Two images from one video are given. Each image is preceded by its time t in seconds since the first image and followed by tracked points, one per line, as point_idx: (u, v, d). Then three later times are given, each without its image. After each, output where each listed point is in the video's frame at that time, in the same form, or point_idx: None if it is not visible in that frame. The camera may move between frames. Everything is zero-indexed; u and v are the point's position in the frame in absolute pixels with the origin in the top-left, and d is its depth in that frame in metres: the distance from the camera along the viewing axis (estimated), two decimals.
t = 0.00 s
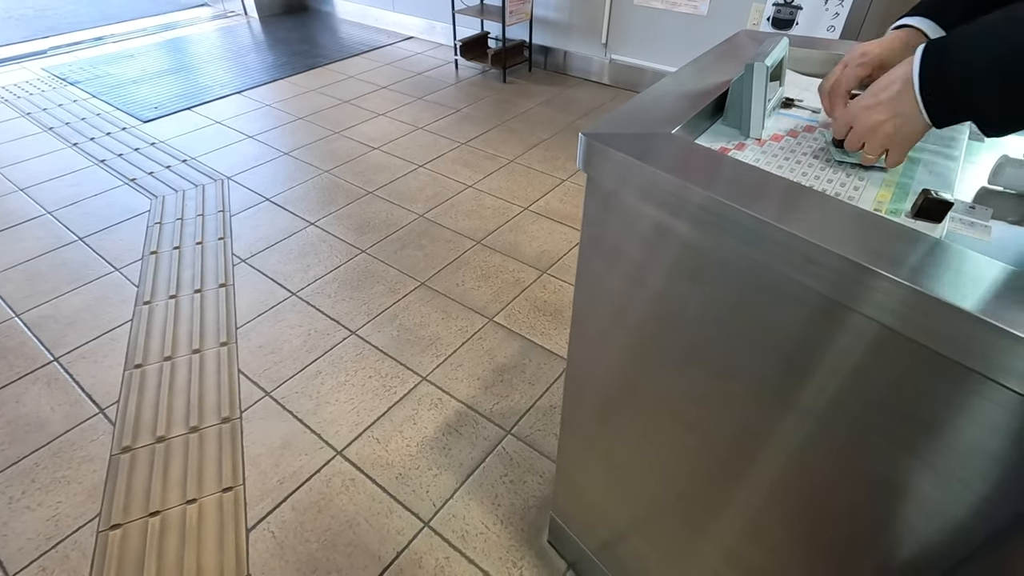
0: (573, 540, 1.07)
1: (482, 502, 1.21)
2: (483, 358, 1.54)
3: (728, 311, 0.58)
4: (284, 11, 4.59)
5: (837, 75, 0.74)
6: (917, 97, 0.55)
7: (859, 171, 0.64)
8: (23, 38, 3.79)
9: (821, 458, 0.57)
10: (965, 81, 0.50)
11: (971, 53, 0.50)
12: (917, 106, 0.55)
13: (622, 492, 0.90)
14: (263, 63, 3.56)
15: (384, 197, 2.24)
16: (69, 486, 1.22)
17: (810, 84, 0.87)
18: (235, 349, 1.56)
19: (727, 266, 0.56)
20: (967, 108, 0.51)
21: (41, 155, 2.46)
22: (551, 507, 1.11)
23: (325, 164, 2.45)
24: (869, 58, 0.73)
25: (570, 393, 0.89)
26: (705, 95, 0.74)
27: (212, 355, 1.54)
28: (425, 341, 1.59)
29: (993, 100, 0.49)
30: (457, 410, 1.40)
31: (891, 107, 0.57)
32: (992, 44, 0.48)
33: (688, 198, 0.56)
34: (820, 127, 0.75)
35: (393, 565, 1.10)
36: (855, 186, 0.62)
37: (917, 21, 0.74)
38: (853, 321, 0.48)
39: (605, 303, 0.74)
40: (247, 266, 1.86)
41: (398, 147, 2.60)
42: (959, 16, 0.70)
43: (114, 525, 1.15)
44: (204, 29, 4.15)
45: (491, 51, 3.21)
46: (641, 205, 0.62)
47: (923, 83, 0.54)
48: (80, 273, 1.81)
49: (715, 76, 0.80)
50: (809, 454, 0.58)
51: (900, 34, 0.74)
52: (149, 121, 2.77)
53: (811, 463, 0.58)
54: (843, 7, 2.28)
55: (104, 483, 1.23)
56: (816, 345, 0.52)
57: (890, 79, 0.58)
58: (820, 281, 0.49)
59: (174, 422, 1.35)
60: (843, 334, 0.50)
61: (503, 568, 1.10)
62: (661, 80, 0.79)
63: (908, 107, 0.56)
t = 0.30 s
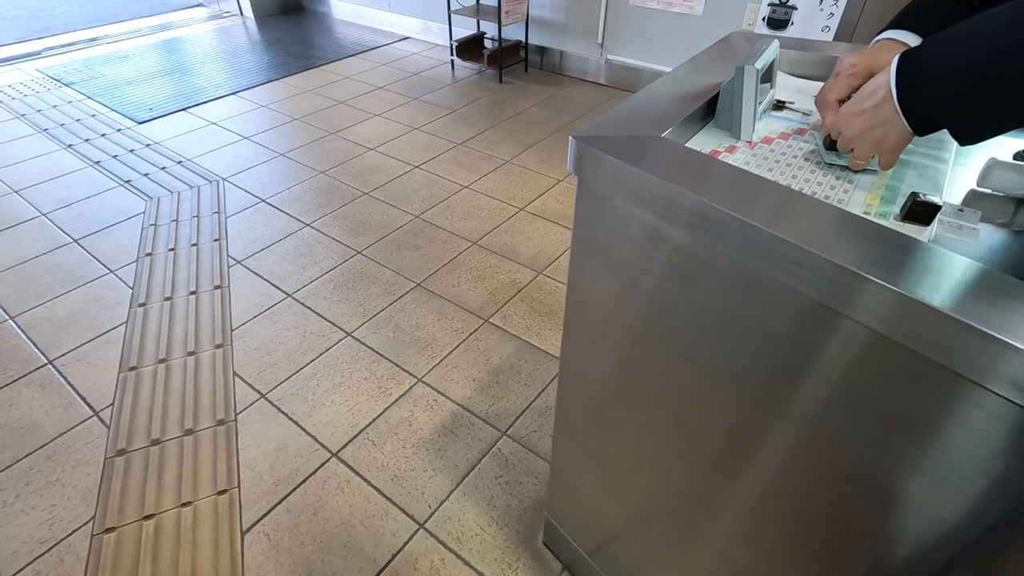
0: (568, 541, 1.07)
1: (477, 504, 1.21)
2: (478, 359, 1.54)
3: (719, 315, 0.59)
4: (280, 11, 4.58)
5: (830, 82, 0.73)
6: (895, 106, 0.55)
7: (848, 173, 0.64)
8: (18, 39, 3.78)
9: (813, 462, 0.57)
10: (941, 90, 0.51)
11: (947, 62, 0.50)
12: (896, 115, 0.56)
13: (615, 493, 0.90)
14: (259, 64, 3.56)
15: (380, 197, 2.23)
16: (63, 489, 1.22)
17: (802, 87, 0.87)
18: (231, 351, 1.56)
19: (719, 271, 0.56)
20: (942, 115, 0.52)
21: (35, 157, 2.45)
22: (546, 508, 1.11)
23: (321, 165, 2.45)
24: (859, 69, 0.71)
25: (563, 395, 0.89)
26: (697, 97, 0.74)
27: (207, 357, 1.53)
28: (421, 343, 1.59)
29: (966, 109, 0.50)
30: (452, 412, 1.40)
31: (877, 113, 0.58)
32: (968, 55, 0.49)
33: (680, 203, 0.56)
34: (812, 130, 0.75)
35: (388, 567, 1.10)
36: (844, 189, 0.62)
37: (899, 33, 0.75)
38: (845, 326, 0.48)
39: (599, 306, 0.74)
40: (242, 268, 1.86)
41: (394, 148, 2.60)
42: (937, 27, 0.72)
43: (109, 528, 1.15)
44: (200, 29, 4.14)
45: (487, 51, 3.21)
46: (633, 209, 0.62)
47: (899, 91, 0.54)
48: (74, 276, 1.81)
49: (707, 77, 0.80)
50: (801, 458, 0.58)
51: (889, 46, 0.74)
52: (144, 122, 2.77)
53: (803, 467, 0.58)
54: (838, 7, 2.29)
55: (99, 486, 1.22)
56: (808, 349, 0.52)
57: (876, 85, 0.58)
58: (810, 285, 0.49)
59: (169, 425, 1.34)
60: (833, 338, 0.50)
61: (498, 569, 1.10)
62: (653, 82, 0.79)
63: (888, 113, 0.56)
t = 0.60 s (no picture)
0: (564, 540, 1.07)
1: (473, 503, 1.21)
2: (475, 359, 1.54)
3: (713, 316, 0.59)
4: (276, 10, 4.57)
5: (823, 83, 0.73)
6: (883, 109, 0.57)
7: (839, 174, 0.65)
8: (13, 39, 3.77)
9: (807, 464, 0.57)
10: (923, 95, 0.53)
11: (929, 67, 0.52)
12: (883, 117, 0.57)
13: (611, 494, 0.90)
14: (255, 63, 3.55)
15: (377, 197, 2.23)
16: (60, 490, 1.22)
17: (795, 87, 0.88)
18: (227, 351, 1.56)
19: (713, 273, 0.56)
20: (928, 118, 0.54)
21: (31, 157, 2.44)
22: (542, 507, 1.11)
23: (318, 164, 2.45)
24: (852, 72, 0.71)
25: (559, 396, 0.89)
26: (690, 97, 0.74)
27: (204, 358, 1.53)
28: (418, 342, 1.59)
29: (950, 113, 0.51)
30: (449, 411, 1.40)
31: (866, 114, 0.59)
32: (948, 61, 0.50)
33: (674, 206, 0.56)
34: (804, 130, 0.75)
35: (385, 567, 1.10)
36: (835, 189, 0.62)
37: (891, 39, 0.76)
38: (838, 328, 0.49)
39: (594, 307, 0.74)
40: (239, 268, 1.86)
41: (391, 147, 2.60)
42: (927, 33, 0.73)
43: (105, 529, 1.15)
44: (196, 29, 4.13)
45: (484, 51, 3.21)
46: (627, 211, 0.62)
47: (887, 96, 0.56)
48: (70, 276, 1.80)
49: (701, 78, 0.80)
50: (795, 459, 0.58)
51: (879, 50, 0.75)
52: (140, 122, 2.76)
53: (797, 468, 0.59)
54: (834, 7, 2.29)
55: (95, 486, 1.22)
56: (802, 350, 0.52)
57: (864, 87, 0.60)
58: (803, 287, 0.49)
59: (165, 425, 1.35)
60: (827, 340, 0.50)
61: (494, 569, 1.10)
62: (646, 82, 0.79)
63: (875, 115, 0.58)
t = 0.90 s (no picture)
0: (561, 538, 1.07)
1: (470, 501, 1.21)
2: (472, 357, 1.54)
3: (709, 312, 0.59)
4: (271, 8, 4.55)
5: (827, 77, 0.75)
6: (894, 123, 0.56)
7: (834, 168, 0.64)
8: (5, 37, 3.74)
9: (803, 460, 0.57)
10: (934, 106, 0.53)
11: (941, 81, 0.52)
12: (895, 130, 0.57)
13: (607, 490, 0.90)
14: (250, 61, 3.53)
15: (372, 195, 2.23)
16: (54, 491, 1.21)
17: (789, 82, 0.87)
18: (222, 350, 1.55)
19: (709, 270, 0.56)
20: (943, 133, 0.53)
21: (23, 157, 2.43)
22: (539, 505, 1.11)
23: (313, 163, 2.44)
24: (856, 68, 0.73)
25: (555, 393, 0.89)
26: (684, 93, 0.74)
27: (199, 357, 1.52)
28: (414, 341, 1.59)
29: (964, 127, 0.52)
30: (445, 409, 1.40)
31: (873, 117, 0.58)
32: (961, 74, 0.51)
33: (670, 204, 0.56)
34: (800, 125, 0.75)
35: (381, 566, 1.10)
36: (829, 184, 0.62)
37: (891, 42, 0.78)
38: (833, 324, 0.48)
39: (590, 304, 0.73)
40: (234, 267, 1.85)
41: (386, 145, 2.59)
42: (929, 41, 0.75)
43: (101, 529, 1.14)
44: (190, 26, 4.11)
45: (479, 48, 3.20)
46: (622, 208, 0.62)
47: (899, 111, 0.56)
48: (63, 276, 1.79)
49: (695, 73, 0.80)
50: (791, 456, 0.58)
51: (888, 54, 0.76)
52: (134, 121, 2.75)
53: (793, 465, 0.59)
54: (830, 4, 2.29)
55: (90, 487, 1.22)
56: (797, 346, 0.52)
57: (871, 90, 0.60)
58: (798, 284, 0.49)
59: (161, 425, 1.34)
60: (822, 337, 0.50)
61: (491, 567, 1.10)
62: (641, 77, 0.78)
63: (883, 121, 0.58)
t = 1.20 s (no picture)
0: (561, 535, 1.08)
1: (469, 498, 1.21)
2: (469, 355, 1.54)
3: (706, 306, 0.59)
4: (264, 6, 4.53)
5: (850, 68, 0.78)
6: (908, 119, 0.57)
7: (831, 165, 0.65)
8: None
9: (801, 454, 0.58)
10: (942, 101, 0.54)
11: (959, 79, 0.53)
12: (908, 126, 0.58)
13: (606, 486, 0.90)
14: (243, 59, 3.51)
15: (368, 193, 2.22)
16: (51, 492, 1.21)
17: (786, 78, 0.88)
18: (219, 350, 1.55)
19: (705, 266, 0.57)
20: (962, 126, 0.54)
21: (15, 157, 2.41)
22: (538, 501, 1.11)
23: (308, 161, 2.43)
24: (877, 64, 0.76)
25: (553, 390, 0.90)
26: (681, 90, 0.74)
27: (196, 357, 1.52)
28: (411, 339, 1.59)
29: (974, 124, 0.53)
30: (443, 407, 1.40)
31: (886, 99, 0.60)
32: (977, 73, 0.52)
33: (668, 200, 0.56)
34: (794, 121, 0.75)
35: (380, 564, 1.10)
36: (827, 179, 0.62)
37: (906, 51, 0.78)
38: (830, 318, 0.49)
39: (588, 300, 0.74)
40: (230, 266, 1.85)
41: (382, 143, 2.59)
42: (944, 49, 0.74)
43: (99, 530, 1.14)
44: (183, 25, 4.08)
45: (475, 46, 3.20)
46: (620, 204, 0.62)
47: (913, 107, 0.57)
48: (58, 276, 1.78)
49: (692, 70, 0.80)
50: (789, 449, 0.59)
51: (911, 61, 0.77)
52: (127, 120, 2.73)
53: (791, 458, 0.59)
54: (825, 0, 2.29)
55: (87, 488, 1.21)
56: (795, 340, 0.53)
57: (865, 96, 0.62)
58: (795, 279, 0.49)
59: (158, 425, 1.34)
60: (820, 331, 0.50)
61: (490, 564, 1.10)
62: (638, 74, 0.79)
63: (895, 103, 0.59)
